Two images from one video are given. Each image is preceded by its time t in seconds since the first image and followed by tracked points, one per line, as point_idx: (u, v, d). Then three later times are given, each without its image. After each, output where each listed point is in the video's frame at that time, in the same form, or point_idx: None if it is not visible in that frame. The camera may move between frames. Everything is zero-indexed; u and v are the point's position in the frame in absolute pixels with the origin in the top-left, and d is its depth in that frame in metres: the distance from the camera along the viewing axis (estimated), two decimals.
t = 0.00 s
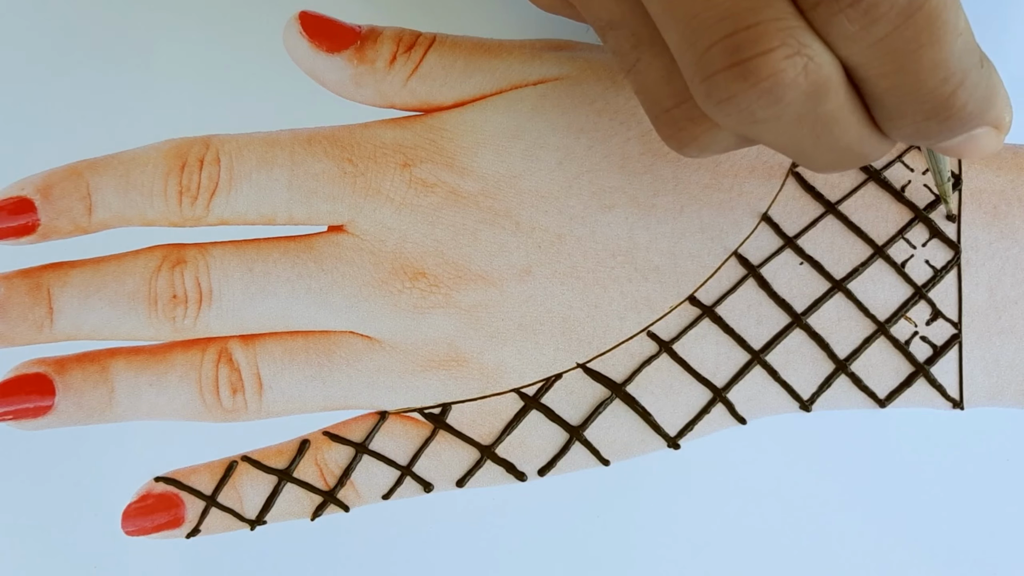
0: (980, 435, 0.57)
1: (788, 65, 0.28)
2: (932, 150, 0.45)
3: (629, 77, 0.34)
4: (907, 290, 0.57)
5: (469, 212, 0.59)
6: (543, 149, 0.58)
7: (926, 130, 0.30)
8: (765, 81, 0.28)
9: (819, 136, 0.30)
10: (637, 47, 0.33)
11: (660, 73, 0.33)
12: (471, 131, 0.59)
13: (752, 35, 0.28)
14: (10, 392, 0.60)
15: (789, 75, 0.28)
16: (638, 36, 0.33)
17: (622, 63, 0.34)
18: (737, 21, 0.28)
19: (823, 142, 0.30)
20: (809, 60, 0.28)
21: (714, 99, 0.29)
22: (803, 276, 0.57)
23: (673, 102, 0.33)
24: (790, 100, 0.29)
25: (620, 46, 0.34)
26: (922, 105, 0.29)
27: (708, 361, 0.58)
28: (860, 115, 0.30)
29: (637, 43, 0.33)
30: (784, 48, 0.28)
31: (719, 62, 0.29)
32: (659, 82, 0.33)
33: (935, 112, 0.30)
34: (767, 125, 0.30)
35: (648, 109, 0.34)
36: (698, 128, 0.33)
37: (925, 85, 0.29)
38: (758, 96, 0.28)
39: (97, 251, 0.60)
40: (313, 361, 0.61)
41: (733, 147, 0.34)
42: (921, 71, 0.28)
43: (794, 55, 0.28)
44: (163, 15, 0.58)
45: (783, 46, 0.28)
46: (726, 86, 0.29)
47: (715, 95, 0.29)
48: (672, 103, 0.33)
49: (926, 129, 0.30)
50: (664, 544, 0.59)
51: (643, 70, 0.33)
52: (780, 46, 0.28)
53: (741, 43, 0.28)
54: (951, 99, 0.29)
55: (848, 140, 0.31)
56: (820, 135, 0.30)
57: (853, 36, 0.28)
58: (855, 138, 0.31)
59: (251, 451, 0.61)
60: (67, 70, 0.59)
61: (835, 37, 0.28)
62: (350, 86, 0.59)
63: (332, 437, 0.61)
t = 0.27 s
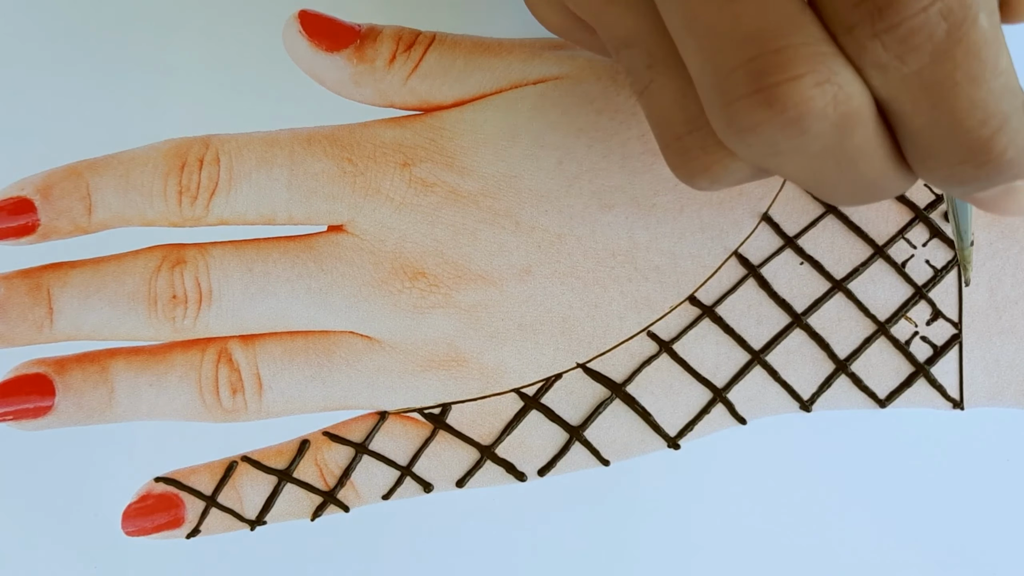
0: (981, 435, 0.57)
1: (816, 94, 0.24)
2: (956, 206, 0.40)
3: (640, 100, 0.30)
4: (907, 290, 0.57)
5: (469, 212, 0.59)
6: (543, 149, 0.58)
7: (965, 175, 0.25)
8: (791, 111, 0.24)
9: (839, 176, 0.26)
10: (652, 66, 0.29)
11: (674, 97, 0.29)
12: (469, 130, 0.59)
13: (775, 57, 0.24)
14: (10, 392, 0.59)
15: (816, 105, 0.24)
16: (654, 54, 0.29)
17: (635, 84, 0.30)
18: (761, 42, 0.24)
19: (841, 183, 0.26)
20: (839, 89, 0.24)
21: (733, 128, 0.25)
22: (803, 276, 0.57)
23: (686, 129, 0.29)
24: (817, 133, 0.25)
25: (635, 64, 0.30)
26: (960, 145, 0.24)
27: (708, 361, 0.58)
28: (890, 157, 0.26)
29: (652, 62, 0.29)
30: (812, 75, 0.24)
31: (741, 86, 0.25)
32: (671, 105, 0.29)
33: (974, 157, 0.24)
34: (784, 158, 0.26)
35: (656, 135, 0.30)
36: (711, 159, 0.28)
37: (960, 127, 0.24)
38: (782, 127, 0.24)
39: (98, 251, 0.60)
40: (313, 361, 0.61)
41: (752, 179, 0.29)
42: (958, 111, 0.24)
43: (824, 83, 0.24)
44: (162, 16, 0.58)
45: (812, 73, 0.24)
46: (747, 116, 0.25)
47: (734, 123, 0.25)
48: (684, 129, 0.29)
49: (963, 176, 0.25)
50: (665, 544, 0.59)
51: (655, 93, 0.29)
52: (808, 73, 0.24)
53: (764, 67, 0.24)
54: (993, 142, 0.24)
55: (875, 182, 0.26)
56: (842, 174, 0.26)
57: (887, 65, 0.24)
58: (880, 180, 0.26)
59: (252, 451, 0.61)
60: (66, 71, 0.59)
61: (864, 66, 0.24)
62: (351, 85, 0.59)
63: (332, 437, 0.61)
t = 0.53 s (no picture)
0: (982, 435, 0.57)
1: (819, 105, 0.25)
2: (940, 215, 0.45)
3: (638, 110, 0.30)
4: (907, 290, 0.57)
5: (469, 212, 0.59)
6: (543, 149, 0.58)
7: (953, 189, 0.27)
8: (793, 122, 0.25)
9: (836, 185, 0.27)
10: (650, 77, 0.29)
11: (672, 106, 0.29)
12: (469, 131, 0.59)
13: (778, 70, 0.25)
14: (9, 392, 0.59)
15: (817, 117, 0.25)
16: (652, 64, 0.29)
17: (633, 93, 0.30)
18: (765, 54, 0.25)
19: (837, 193, 0.27)
20: (840, 102, 0.25)
21: (736, 136, 0.26)
22: (802, 276, 0.57)
23: (685, 138, 0.29)
24: (817, 143, 0.25)
25: (633, 75, 0.30)
26: (952, 161, 0.26)
27: (708, 361, 0.58)
28: (884, 169, 0.27)
29: (650, 72, 0.29)
30: (815, 87, 0.25)
31: (744, 98, 0.25)
32: (669, 115, 0.29)
33: (965, 172, 0.26)
34: (783, 169, 0.26)
35: (655, 144, 0.30)
36: (709, 167, 0.29)
37: (952, 143, 0.25)
38: (785, 136, 0.25)
39: (98, 251, 0.60)
40: (313, 361, 0.61)
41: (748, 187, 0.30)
42: (953, 128, 0.25)
43: (826, 95, 0.25)
44: (163, 17, 0.58)
45: (815, 84, 0.25)
46: (750, 125, 0.26)
47: (737, 133, 0.26)
48: (682, 138, 0.29)
49: (953, 192, 0.27)
50: (665, 545, 0.59)
51: (653, 102, 0.29)
52: (812, 85, 0.24)
53: (768, 78, 0.25)
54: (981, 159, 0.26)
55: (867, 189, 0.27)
56: (839, 184, 0.27)
57: (888, 81, 0.25)
58: (874, 193, 0.27)
59: (251, 451, 0.61)
60: (67, 71, 0.59)
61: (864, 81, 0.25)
62: (351, 85, 0.59)
63: (332, 437, 0.61)
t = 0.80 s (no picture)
0: (981, 435, 0.57)
1: (814, 162, 0.23)
2: (944, 282, 0.38)
3: (636, 150, 0.29)
4: (908, 290, 0.57)
5: (469, 212, 0.59)
6: (543, 149, 0.58)
7: (960, 256, 0.24)
8: (787, 178, 0.23)
9: (830, 239, 0.25)
10: (648, 117, 0.28)
11: (668, 149, 0.27)
12: (469, 132, 0.59)
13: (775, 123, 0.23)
14: (10, 392, 0.59)
15: (814, 173, 0.23)
16: (651, 105, 0.27)
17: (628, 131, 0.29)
18: (762, 106, 0.23)
19: (835, 246, 0.26)
20: (837, 158, 0.23)
21: (727, 189, 0.24)
22: (803, 276, 0.57)
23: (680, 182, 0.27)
24: (811, 201, 0.24)
25: (630, 113, 0.28)
26: (956, 225, 0.24)
27: (709, 361, 0.58)
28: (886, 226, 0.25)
29: (648, 113, 0.28)
30: (811, 143, 0.23)
31: (739, 151, 0.24)
32: (664, 159, 0.28)
33: (973, 237, 0.24)
34: (780, 224, 0.25)
35: (648, 184, 0.29)
36: (704, 215, 0.27)
37: (957, 207, 0.23)
38: (777, 194, 0.24)
39: (99, 251, 0.60)
40: (313, 361, 0.61)
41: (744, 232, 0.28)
42: (959, 193, 0.23)
43: (822, 152, 0.23)
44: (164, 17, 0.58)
45: (810, 141, 0.23)
46: (743, 179, 0.24)
47: (728, 186, 0.24)
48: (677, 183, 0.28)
49: (957, 256, 0.24)
50: (664, 545, 0.59)
51: (649, 144, 0.28)
52: (807, 141, 0.23)
53: (763, 133, 0.23)
54: (990, 225, 0.24)
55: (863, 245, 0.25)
56: (836, 238, 0.25)
57: (891, 137, 0.23)
58: (873, 249, 0.26)
59: (251, 451, 0.61)
60: (66, 71, 0.59)
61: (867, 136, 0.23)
62: (351, 86, 0.59)
63: (332, 437, 0.61)
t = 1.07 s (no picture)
0: (981, 435, 0.57)
1: (813, 169, 0.23)
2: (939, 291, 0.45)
3: (632, 156, 0.29)
4: (908, 291, 0.57)
5: (469, 213, 0.59)
6: (543, 149, 0.58)
7: (949, 268, 0.25)
8: (786, 184, 0.23)
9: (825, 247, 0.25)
10: (645, 123, 0.27)
11: (666, 155, 0.27)
12: (470, 132, 0.59)
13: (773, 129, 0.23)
14: (10, 392, 0.59)
15: (811, 180, 0.23)
16: (649, 111, 0.27)
17: (626, 136, 0.29)
18: (761, 114, 0.23)
19: (829, 255, 0.26)
20: (836, 165, 0.23)
21: (726, 195, 0.24)
22: (803, 277, 0.57)
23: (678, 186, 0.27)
24: (809, 207, 0.24)
25: (626, 120, 0.28)
26: (947, 236, 0.24)
27: (709, 361, 0.59)
28: (879, 236, 0.25)
29: (646, 118, 0.27)
30: (810, 149, 0.23)
31: (738, 156, 0.24)
32: (662, 164, 0.28)
33: (961, 248, 0.24)
34: (776, 230, 0.25)
35: (646, 188, 0.29)
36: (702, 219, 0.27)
37: (948, 218, 0.24)
38: (776, 199, 0.24)
39: (99, 251, 0.60)
40: (313, 361, 0.61)
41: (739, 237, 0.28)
42: (952, 204, 0.23)
43: (821, 158, 0.23)
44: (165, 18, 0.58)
45: (809, 147, 0.23)
46: (741, 184, 0.24)
47: (727, 191, 0.24)
48: (675, 187, 0.28)
49: (949, 269, 0.25)
50: (665, 546, 0.59)
51: (647, 149, 0.28)
52: (806, 147, 0.23)
53: (762, 139, 0.23)
54: (979, 236, 0.24)
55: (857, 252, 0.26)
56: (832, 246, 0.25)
57: (889, 146, 0.23)
58: (866, 258, 0.26)
59: (252, 451, 0.61)
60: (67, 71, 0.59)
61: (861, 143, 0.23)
62: (351, 86, 0.59)
63: (332, 437, 0.61)
